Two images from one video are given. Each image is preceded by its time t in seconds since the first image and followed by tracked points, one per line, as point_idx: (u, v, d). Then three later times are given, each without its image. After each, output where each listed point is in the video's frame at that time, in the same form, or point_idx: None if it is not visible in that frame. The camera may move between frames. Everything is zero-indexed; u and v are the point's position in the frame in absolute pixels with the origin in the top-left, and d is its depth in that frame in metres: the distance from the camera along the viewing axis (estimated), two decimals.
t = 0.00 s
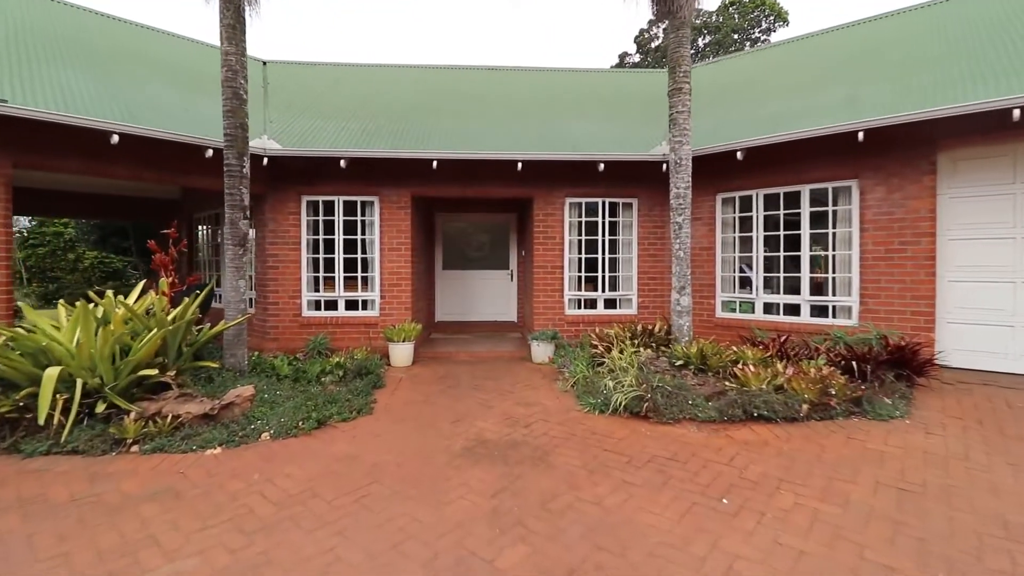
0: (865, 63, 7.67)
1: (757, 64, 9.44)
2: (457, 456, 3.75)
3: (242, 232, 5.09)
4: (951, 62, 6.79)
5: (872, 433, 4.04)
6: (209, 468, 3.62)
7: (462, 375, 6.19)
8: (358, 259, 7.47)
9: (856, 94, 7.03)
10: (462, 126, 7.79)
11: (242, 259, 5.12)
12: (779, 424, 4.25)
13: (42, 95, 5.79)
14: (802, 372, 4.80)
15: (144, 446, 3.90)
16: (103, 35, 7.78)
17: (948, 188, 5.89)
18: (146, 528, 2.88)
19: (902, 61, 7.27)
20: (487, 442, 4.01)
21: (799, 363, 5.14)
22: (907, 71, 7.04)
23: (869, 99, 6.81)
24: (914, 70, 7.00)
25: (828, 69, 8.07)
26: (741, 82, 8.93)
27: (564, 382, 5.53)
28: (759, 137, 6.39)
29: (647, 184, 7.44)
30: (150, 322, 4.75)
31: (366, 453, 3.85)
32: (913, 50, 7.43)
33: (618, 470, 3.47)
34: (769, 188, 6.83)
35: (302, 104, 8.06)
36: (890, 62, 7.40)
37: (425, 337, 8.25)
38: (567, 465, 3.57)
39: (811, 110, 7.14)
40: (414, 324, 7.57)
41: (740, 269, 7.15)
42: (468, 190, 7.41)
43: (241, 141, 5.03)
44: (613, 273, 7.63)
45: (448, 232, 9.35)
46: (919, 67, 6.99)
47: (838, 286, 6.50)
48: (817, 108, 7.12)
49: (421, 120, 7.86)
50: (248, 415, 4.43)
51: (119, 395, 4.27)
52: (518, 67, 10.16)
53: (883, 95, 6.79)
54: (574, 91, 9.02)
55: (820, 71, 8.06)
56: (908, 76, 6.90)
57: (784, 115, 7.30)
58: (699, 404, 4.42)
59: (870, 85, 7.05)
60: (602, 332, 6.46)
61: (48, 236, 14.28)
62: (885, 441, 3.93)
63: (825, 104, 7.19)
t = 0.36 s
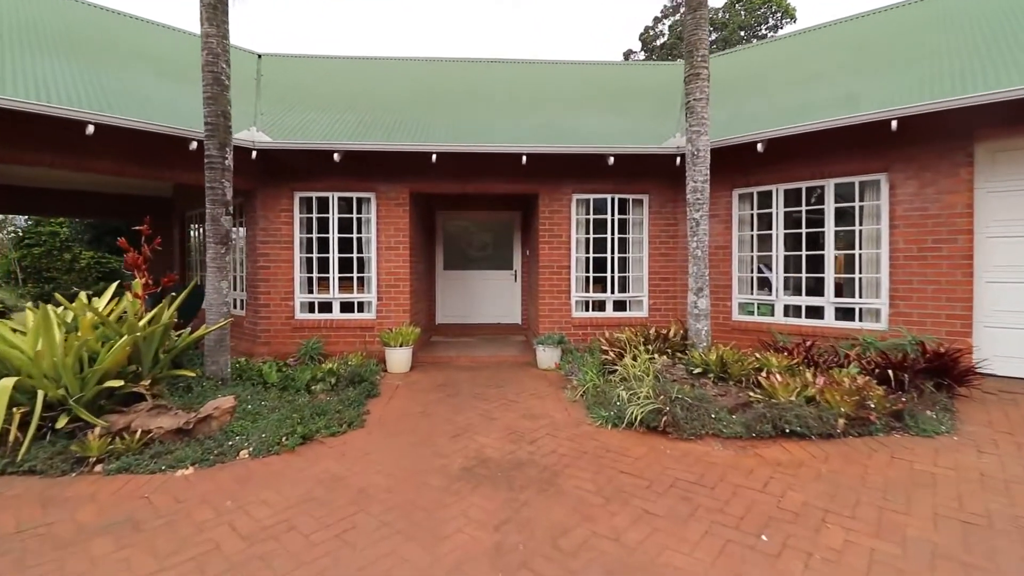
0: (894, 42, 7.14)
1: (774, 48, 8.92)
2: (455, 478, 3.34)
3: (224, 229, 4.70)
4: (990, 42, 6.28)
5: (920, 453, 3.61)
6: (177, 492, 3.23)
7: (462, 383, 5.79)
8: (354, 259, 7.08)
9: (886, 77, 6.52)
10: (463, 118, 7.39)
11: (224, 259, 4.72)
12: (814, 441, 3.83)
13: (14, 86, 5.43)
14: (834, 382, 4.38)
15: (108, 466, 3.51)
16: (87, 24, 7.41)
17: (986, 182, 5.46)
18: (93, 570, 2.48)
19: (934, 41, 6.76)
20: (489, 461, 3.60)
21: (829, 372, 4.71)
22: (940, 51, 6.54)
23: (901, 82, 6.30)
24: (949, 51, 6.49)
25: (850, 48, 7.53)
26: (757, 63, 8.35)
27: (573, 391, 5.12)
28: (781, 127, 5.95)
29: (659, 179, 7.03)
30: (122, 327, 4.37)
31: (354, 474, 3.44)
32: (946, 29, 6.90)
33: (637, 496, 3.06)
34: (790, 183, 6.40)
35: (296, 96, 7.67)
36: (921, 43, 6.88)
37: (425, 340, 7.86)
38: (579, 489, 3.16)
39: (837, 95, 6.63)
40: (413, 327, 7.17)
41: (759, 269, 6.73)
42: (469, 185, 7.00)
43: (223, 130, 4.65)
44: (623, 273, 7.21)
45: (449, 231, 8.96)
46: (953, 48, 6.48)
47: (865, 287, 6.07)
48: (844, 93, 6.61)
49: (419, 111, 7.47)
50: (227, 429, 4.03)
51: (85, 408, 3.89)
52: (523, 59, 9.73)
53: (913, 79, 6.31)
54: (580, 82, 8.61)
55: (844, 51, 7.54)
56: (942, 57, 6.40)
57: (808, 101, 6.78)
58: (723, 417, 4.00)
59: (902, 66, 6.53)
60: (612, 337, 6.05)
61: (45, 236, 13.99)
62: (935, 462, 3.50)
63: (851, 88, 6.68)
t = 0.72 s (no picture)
0: (923, 28, 6.71)
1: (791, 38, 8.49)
2: (453, 507, 2.96)
3: (205, 227, 4.33)
4: None
5: (980, 480, 3.20)
6: (139, 524, 2.85)
7: (463, 391, 5.40)
8: (349, 259, 6.70)
9: (918, 64, 6.08)
10: (464, 110, 7.00)
11: (205, 260, 4.35)
12: (857, 463, 3.43)
13: None
14: (874, 395, 3.97)
15: (67, 492, 3.14)
16: (70, 12, 7.04)
17: None
18: None
19: (968, 27, 6.33)
20: (492, 486, 3.21)
21: (865, 383, 4.30)
22: (975, 38, 6.10)
23: (934, 70, 5.88)
24: (985, 37, 6.06)
25: (876, 33, 7.08)
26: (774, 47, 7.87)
27: (583, 402, 4.72)
28: (806, 117, 5.54)
29: (673, 175, 6.64)
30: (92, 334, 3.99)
31: (340, 501, 3.06)
32: (980, 14, 6.47)
33: (662, 532, 2.66)
34: (814, 178, 5.98)
35: (290, 88, 7.30)
36: (953, 29, 6.45)
37: (425, 345, 7.48)
38: (595, 522, 2.77)
39: (865, 83, 6.19)
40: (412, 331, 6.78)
41: (779, 270, 6.31)
42: (471, 181, 6.61)
43: (202, 118, 4.27)
44: (634, 274, 6.81)
45: (450, 230, 8.58)
46: (990, 34, 6.05)
47: (897, 289, 5.65)
48: (871, 81, 6.18)
49: (419, 104, 7.08)
50: (204, 447, 3.66)
51: (47, 425, 3.52)
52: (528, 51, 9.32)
53: (948, 66, 5.88)
54: (588, 74, 8.21)
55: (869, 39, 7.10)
56: (978, 43, 5.97)
57: (833, 88, 6.34)
58: (753, 435, 3.60)
59: (934, 53, 6.10)
60: (624, 342, 5.64)
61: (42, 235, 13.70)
62: (999, 490, 3.09)
63: (879, 76, 6.24)
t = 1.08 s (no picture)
0: (956, 13, 6.28)
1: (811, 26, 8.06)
2: (453, 546, 2.58)
3: (184, 225, 3.98)
4: None
5: None
6: (95, 565, 2.50)
7: (466, 402, 5.02)
8: (345, 260, 6.33)
9: (954, 50, 5.66)
10: (466, 103, 6.63)
11: (184, 261, 3.99)
12: (908, 492, 3.04)
13: None
14: (920, 412, 3.58)
15: (19, 524, 2.79)
16: None
17: None
18: None
19: (1007, 11, 5.90)
20: (497, 518, 2.83)
21: (907, 398, 3.90)
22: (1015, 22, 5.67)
23: (972, 56, 5.45)
24: None
25: (904, 19, 6.65)
26: (792, 37, 7.46)
27: (596, 416, 4.34)
28: (835, 107, 5.14)
29: (687, 172, 6.26)
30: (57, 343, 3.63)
31: (325, 537, 2.70)
32: None
33: None
34: (841, 173, 5.58)
35: (285, 80, 6.94)
36: (990, 13, 6.02)
37: (425, 350, 7.11)
38: (616, 566, 2.39)
39: (895, 70, 5.76)
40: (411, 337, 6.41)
41: (803, 272, 5.91)
42: (475, 177, 6.24)
43: (181, 107, 3.91)
44: (646, 276, 6.43)
45: (452, 230, 8.21)
46: None
47: (931, 293, 5.25)
48: (903, 68, 5.75)
49: (419, 96, 6.72)
50: (178, 469, 3.30)
51: (3, 445, 3.17)
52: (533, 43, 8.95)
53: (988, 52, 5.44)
54: (596, 66, 7.83)
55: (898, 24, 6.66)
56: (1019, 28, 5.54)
57: (860, 77, 5.92)
58: (789, 458, 3.21)
59: (971, 39, 5.68)
60: (637, 350, 5.25)
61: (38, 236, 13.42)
62: None
63: (912, 63, 5.81)
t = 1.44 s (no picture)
0: None
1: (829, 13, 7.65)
2: None
3: (158, 222, 3.63)
4: None
5: None
6: None
7: (466, 412, 4.66)
8: (338, 261, 5.98)
9: (988, 33, 5.26)
10: (467, 94, 6.27)
11: (158, 261, 3.65)
12: (968, 523, 2.69)
13: None
14: (970, 428, 3.22)
15: None
16: None
17: None
18: None
19: None
20: (499, 556, 2.48)
21: (950, 412, 3.55)
22: None
23: (1009, 39, 5.05)
24: None
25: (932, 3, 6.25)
26: (812, 22, 7.05)
27: (607, 430, 3.98)
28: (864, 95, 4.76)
29: (702, 166, 5.92)
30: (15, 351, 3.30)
31: None
32: None
33: None
34: (868, 168, 5.21)
35: (275, 71, 6.60)
36: None
37: (424, 355, 6.77)
38: None
39: (925, 55, 5.36)
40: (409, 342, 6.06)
41: (824, 273, 5.54)
42: (475, 172, 5.89)
43: (153, 93, 3.57)
44: (657, 277, 6.07)
45: (452, 229, 7.86)
46: None
47: (966, 296, 4.88)
48: (933, 53, 5.35)
49: (417, 88, 6.37)
50: (143, 494, 2.96)
51: None
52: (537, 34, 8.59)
53: None
54: (603, 57, 7.47)
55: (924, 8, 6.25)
56: None
57: (887, 63, 5.53)
58: (828, 483, 2.86)
59: (1007, 22, 5.28)
60: (649, 356, 4.89)
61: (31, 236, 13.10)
62: None
63: (943, 48, 5.41)
